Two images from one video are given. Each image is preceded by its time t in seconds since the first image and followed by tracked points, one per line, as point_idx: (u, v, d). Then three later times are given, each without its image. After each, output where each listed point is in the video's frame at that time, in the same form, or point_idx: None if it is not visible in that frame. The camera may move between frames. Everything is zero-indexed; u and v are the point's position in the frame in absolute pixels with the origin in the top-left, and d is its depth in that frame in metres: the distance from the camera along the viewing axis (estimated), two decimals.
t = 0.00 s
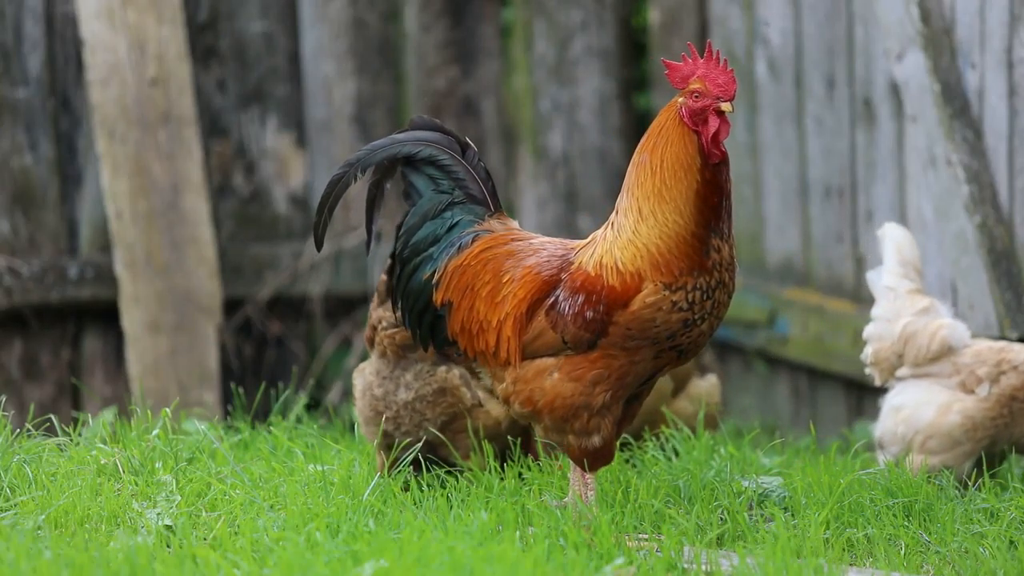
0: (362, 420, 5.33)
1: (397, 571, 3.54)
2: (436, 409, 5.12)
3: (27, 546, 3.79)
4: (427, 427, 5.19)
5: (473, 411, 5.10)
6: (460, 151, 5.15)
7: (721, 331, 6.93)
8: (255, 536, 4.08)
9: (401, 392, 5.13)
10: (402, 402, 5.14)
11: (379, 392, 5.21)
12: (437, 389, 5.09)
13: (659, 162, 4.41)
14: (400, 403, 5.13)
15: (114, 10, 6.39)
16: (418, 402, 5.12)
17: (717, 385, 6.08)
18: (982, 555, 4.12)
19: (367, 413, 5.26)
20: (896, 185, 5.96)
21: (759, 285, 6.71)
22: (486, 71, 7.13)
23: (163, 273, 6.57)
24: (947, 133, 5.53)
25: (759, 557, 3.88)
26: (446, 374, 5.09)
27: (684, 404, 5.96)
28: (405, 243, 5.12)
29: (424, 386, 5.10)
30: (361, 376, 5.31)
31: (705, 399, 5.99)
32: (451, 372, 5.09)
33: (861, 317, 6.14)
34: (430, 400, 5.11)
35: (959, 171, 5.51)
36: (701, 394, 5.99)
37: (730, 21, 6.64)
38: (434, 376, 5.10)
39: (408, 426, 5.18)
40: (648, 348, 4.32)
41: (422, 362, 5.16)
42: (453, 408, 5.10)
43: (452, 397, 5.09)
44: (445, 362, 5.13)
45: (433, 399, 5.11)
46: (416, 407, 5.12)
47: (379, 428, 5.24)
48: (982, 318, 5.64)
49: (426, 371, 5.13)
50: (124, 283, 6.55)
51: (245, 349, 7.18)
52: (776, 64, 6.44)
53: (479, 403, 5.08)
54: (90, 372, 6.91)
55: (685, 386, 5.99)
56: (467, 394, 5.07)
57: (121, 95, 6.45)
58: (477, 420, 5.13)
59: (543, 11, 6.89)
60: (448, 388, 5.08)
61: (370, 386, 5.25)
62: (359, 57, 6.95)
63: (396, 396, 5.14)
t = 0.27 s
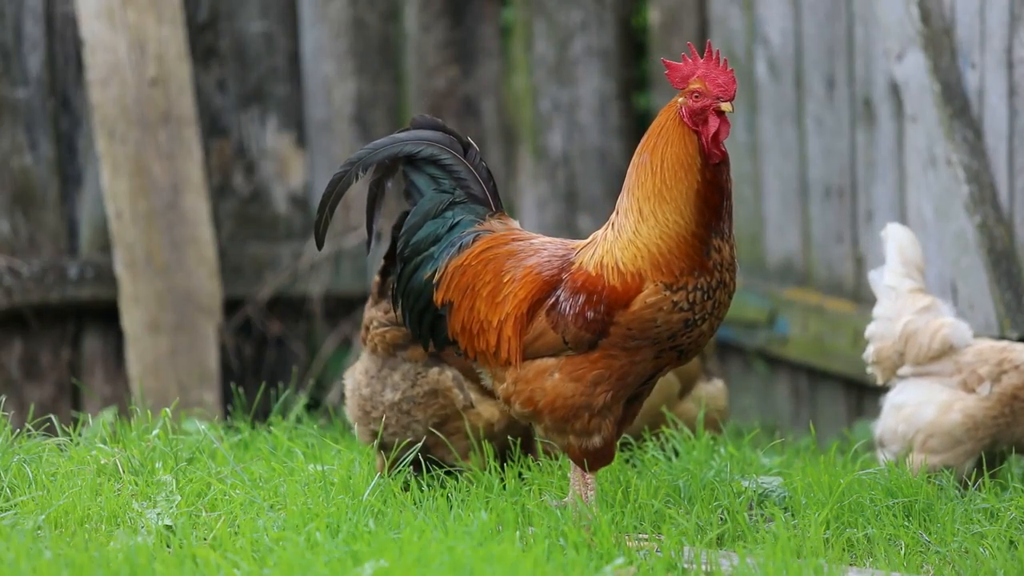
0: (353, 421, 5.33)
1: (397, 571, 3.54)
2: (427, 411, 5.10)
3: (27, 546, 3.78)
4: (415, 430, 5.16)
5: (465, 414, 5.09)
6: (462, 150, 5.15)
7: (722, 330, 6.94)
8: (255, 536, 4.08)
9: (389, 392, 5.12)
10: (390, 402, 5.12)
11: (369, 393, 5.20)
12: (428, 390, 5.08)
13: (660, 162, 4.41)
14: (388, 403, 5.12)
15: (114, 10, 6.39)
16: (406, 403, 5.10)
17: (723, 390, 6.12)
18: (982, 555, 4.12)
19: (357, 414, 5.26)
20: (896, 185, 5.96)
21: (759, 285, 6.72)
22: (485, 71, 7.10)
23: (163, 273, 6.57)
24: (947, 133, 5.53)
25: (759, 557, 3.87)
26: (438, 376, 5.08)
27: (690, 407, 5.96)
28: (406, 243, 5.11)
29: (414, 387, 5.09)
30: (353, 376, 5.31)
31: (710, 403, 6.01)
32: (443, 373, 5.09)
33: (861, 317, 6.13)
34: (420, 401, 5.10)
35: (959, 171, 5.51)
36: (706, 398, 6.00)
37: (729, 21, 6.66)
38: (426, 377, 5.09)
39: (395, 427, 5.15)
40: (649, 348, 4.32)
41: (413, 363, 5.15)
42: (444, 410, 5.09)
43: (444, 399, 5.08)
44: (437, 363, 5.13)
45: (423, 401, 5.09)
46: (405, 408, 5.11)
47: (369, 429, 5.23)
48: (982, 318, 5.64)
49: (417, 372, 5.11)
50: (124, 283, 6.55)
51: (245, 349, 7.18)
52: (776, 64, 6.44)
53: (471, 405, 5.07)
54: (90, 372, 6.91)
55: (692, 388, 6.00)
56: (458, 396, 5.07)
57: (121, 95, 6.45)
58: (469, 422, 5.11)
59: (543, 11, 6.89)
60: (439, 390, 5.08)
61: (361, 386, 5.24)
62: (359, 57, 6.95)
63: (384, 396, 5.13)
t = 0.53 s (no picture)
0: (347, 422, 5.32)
1: (397, 571, 3.54)
2: (421, 412, 5.10)
3: (27, 546, 3.78)
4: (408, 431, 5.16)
5: (459, 414, 5.09)
6: (462, 150, 5.14)
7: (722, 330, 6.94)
8: (256, 536, 4.08)
9: (380, 393, 5.11)
10: (380, 403, 5.11)
11: (362, 394, 5.19)
12: (422, 391, 5.08)
13: (660, 162, 4.41)
14: (379, 404, 5.11)
15: (114, 10, 6.38)
16: (399, 404, 5.10)
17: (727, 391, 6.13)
18: (982, 555, 4.12)
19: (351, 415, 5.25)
20: (896, 185, 5.96)
21: (759, 285, 6.72)
22: (486, 71, 7.12)
23: (163, 273, 6.57)
24: (947, 134, 5.53)
25: (759, 557, 3.87)
26: (432, 376, 5.09)
27: (692, 407, 5.96)
28: (406, 243, 5.11)
29: (408, 388, 5.09)
30: (345, 377, 5.30)
31: (711, 404, 6.02)
32: (437, 374, 5.09)
33: (861, 317, 6.14)
34: (414, 403, 5.10)
35: (959, 171, 5.51)
36: (707, 399, 6.01)
37: (729, 21, 6.65)
38: (419, 377, 5.09)
39: (386, 428, 5.14)
40: (649, 348, 4.33)
41: (405, 364, 5.15)
42: (438, 411, 5.10)
43: (437, 400, 5.09)
44: (431, 364, 5.14)
45: (417, 402, 5.09)
46: (398, 409, 5.10)
47: (363, 430, 5.22)
48: (982, 319, 5.63)
49: (410, 372, 5.11)
50: (124, 283, 6.54)
51: (245, 349, 7.18)
52: (776, 64, 6.44)
53: (466, 405, 5.08)
54: (90, 372, 6.91)
55: (694, 389, 6.00)
56: (453, 396, 5.07)
57: (121, 94, 6.45)
58: (463, 422, 5.11)
59: (543, 11, 6.89)
60: (434, 391, 5.08)
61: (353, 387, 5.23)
62: (359, 57, 6.94)
63: (375, 397, 5.12)
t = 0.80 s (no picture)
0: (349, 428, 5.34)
1: (397, 571, 3.54)
2: (420, 415, 5.11)
3: (27, 546, 3.78)
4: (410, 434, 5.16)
5: (460, 415, 5.09)
6: (463, 150, 5.14)
7: (723, 330, 6.93)
8: (255, 536, 4.08)
9: (379, 398, 5.13)
10: (380, 408, 5.13)
11: (361, 399, 5.21)
12: (421, 393, 5.09)
13: (660, 162, 4.41)
14: (379, 409, 5.13)
15: (114, 10, 6.39)
16: (399, 408, 5.11)
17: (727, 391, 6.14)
18: (982, 555, 4.13)
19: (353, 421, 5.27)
20: (896, 185, 5.96)
21: (759, 285, 6.71)
22: (486, 71, 7.12)
23: (163, 273, 6.57)
24: (947, 134, 5.53)
25: (759, 557, 3.87)
26: (430, 378, 5.09)
27: (693, 407, 5.97)
28: (406, 243, 5.11)
29: (406, 391, 5.10)
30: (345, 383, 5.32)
31: (712, 404, 6.03)
32: (435, 376, 5.09)
33: (861, 317, 6.14)
34: (413, 406, 5.11)
35: (959, 171, 5.51)
36: (707, 398, 6.02)
37: (730, 21, 6.65)
38: (417, 380, 5.10)
39: (387, 433, 5.14)
40: (649, 348, 4.33)
41: (403, 367, 5.16)
42: (438, 413, 5.10)
43: (436, 402, 5.09)
44: (428, 366, 5.15)
45: (416, 405, 5.10)
46: (397, 413, 5.11)
47: (364, 436, 5.23)
48: (982, 319, 5.63)
49: (408, 375, 5.12)
50: (124, 283, 6.55)
51: (245, 349, 7.18)
52: (776, 64, 6.44)
53: (466, 405, 5.08)
54: (90, 372, 6.91)
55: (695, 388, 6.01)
56: (452, 397, 5.07)
57: (121, 94, 6.45)
58: (464, 423, 5.11)
59: (543, 11, 6.89)
60: (432, 392, 5.08)
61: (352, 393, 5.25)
62: (359, 57, 6.94)
63: (375, 402, 5.14)
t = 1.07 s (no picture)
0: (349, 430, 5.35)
1: (397, 571, 3.54)
2: (418, 416, 5.11)
3: (27, 546, 3.78)
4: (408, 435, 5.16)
5: (457, 415, 5.09)
6: (463, 150, 5.13)
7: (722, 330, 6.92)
8: (255, 536, 4.08)
9: (377, 399, 5.13)
10: (378, 409, 5.13)
11: (359, 400, 5.21)
12: (418, 394, 5.09)
13: (660, 163, 4.41)
14: (377, 410, 5.13)
15: (114, 10, 6.38)
16: (397, 410, 5.11)
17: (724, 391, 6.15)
18: (982, 555, 4.13)
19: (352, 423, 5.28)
20: (896, 185, 5.97)
21: (759, 285, 6.69)
22: (486, 71, 7.12)
23: (163, 273, 6.57)
24: (947, 134, 5.53)
25: (759, 557, 3.87)
26: (426, 379, 5.09)
27: (692, 406, 5.97)
28: (406, 243, 5.11)
29: (403, 393, 5.10)
30: (343, 384, 5.32)
31: (711, 404, 6.03)
32: (432, 376, 5.10)
33: (862, 317, 6.17)
34: (410, 407, 5.11)
35: (959, 171, 5.51)
36: (706, 398, 6.02)
37: (729, 21, 6.64)
38: (414, 382, 5.10)
39: (385, 435, 5.14)
40: (649, 348, 4.33)
41: (400, 368, 5.16)
42: (435, 414, 5.10)
43: (433, 403, 5.09)
44: (426, 367, 5.15)
45: (414, 406, 5.10)
46: (395, 415, 5.11)
47: (363, 438, 5.23)
48: (982, 319, 5.63)
49: (405, 377, 5.12)
50: (124, 283, 6.55)
51: (245, 349, 7.18)
52: (776, 64, 6.44)
53: (463, 406, 5.09)
54: (90, 372, 6.91)
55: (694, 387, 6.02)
56: (449, 397, 5.08)
57: (121, 94, 6.45)
58: (461, 424, 5.11)
59: (543, 11, 6.89)
60: (429, 393, 5.08)
61: (350, 394, 5.25)
62: (359, 57, 6.94)
63: (372, 403, 5.14)
